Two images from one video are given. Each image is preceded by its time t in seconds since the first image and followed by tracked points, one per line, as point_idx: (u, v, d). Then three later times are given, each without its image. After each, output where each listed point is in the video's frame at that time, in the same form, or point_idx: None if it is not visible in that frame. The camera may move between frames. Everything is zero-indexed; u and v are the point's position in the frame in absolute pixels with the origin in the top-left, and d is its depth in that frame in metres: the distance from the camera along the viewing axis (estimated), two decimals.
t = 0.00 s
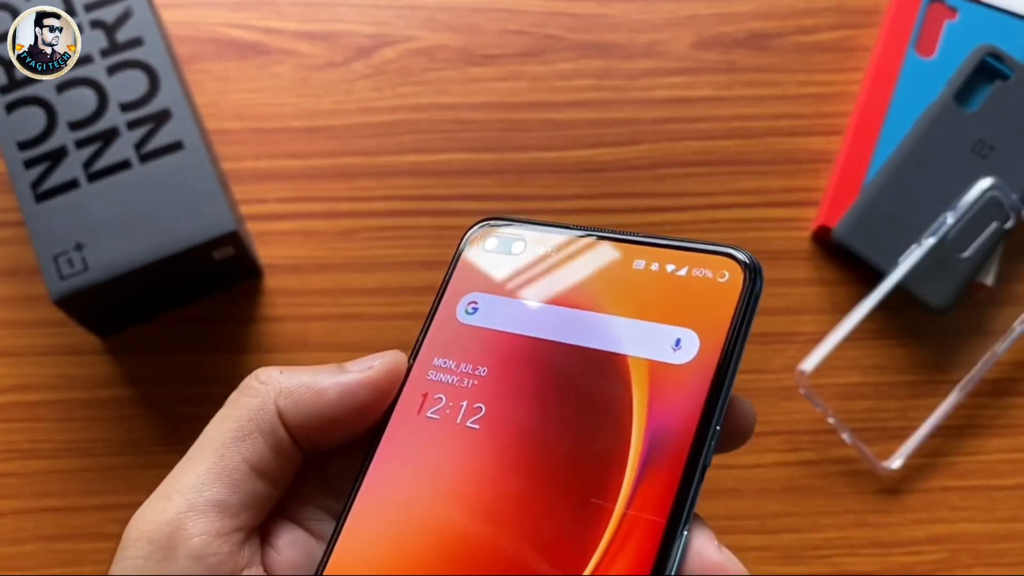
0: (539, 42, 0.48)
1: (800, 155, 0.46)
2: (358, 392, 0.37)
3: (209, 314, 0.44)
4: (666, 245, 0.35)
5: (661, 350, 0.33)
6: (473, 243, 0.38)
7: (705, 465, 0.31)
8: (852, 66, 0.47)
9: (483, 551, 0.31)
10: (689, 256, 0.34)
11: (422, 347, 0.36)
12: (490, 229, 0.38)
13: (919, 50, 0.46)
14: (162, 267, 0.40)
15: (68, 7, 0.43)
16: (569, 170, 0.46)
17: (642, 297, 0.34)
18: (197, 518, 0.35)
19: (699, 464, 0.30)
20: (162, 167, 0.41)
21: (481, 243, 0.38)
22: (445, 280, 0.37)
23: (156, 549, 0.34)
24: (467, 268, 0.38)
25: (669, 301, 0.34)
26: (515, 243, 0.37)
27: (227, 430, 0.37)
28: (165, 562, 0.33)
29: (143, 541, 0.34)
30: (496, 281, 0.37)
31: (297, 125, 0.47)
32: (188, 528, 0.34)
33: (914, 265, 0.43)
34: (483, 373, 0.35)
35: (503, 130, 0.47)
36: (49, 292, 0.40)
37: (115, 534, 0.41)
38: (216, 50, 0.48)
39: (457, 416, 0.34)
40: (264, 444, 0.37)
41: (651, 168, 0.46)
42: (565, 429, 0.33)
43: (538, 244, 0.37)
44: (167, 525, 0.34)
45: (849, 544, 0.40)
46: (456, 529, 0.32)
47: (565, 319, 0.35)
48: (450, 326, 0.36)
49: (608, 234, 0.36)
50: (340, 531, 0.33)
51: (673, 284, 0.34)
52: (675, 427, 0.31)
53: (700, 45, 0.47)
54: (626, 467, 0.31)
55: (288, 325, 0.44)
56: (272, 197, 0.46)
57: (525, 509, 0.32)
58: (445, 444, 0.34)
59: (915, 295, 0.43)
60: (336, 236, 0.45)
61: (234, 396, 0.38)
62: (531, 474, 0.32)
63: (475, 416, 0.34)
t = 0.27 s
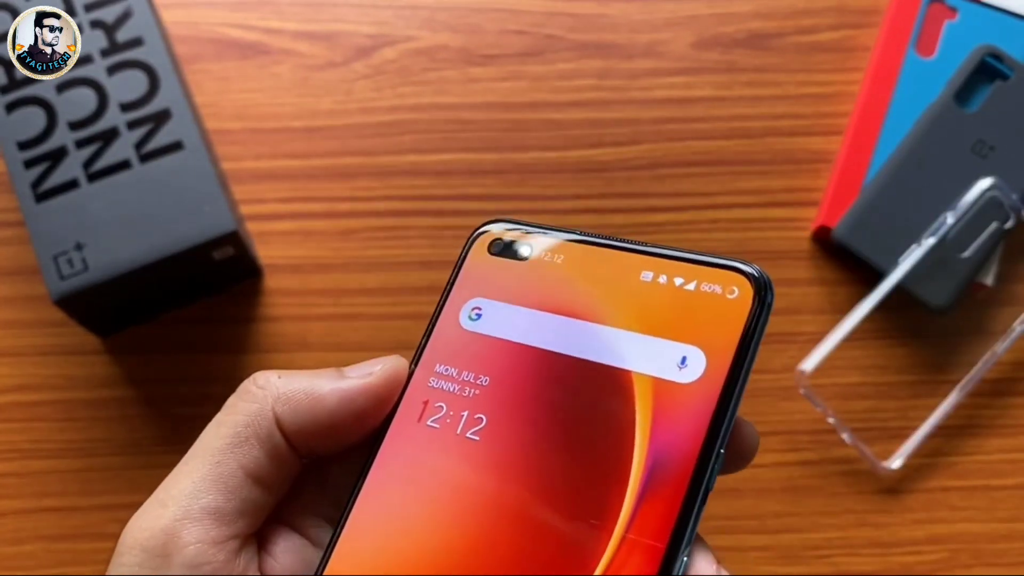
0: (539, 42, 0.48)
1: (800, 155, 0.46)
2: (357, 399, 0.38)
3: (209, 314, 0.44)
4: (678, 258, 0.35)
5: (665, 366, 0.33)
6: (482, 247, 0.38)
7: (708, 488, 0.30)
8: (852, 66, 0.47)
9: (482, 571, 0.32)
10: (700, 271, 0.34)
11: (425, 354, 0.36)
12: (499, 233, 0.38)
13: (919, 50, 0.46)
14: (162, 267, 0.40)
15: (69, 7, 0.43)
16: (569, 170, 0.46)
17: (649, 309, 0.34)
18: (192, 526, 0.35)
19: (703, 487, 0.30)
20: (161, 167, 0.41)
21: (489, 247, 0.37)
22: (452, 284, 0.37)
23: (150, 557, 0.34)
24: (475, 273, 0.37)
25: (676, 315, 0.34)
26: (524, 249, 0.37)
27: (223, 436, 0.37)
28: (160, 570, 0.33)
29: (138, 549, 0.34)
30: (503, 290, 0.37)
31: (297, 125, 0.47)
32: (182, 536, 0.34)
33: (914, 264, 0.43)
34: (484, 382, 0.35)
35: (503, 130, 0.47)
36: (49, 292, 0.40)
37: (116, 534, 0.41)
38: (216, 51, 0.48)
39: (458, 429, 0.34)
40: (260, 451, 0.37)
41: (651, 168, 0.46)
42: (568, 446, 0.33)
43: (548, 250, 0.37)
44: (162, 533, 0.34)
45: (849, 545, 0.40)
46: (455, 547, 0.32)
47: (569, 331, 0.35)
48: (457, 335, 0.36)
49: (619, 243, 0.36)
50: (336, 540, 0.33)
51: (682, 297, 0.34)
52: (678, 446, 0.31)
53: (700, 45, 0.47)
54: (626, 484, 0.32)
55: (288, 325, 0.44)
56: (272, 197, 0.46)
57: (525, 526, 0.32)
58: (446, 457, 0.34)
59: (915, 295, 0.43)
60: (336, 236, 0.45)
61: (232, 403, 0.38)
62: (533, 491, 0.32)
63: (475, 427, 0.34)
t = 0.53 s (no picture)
0: (539, 42, 0.48)
1: (800, 155, 0.46)
2: (358, 384, 0.37)
3: (209, 314, 0.44)
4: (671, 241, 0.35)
5: (654, 348, 0.33)
6: (480, 234, 0.37)
7: (692, 468, 0.30)
8: (852, 66, 0.47)
9: (470, 552, 0.32)
10: (691, 254, 0.34)
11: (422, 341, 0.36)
12: (498, 220, 0.38)
13: (919, 50, 0.46)
14: (162, 267, 0.40)
15: (68, 7, 0.43)
16: (569, 170, 0.46)
17: (639, 293, 0.34)
18: (197, 508, 0.35)
19: (686, 466, 0.30)
20: (162, 167, 0.41)
21: (488, 235, 0.37)
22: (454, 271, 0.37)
23: (156, 538, 0.34)
24: (472, 260, 0.37)
25: (667, 297, 0.34)
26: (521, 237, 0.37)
27: (228, 420, 0.37)
28: (166, 552, 0.34)
29: (144, 530, 0.34)
30: (498, 276, 0.37)
31: (297, 125, 0.47)
32: (187, 518, 0.34)
33: (914, 264, 0.43)
34: (480, 367, 0.35)
35: (503, 130, 0.47)
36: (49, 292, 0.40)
37: (116, 534, 0.41)
38: (215, 50, 0.48)
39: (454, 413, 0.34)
40: (264, 435, 0.37)
41: (651, 168, 0.46)
42: (557, 429, 0.33)
43: (544, 236, 0.37)
44: (167, 515, 0.34)
45: (849, 544, 0.40)
46: (444, 528, 0.32)
47: (562, 316, 0.35)
48: (452, 321, 0.36)
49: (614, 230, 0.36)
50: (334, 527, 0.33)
51: (672, 280, 0.34)
52: (664, 426, 0.31)
53: (700, 45, 0.47)
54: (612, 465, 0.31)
55: (288, 325, 0.44)
56: (272, 197, 0.46)
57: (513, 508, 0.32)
58: (438, 440, 0.34)
59: (915, 294, 0.43)
60: (336, 236, 0.45)
61: (236, 387, 0.38)
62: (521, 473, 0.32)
63: (470, 411, 0.34)
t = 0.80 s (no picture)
0: (539, 42, 0.48)
1: (800, 155, 0.46)
2: (359, 386, 0.37)
3: (209, 314, 0.44)
4: (674, 242, 0.34)
5: (657, 350, 0.33)
6: (483, 234, 0.38)
7: (695, 470, 0.30)
8: (852, 66, 0.47)
9: (472, 553, 0.32)
10: (692, 253, 0.34)
11: (425, 343, 0.36)
12: (501, 220, 0.38)
13: (919, 50, 0.46)
14: (162, 267, 0.40)
15: (68, 7, 0.43)
16: (569, 170, 0.46)
17: (642, 294, 0.34)
18: (197, 510, 0.35)
19: (689, 468, 0.30)
20: (162, 167, 0.41)
21: (490, 236, 0.37)
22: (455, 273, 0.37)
23: (156, 540, 0.34)
24: (474, 260, 0.37)
25: (670, 298, 0.33)
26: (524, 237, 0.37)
27: (228, 422, 0.37)
28: (166, 554, 0.34)
29: (144, 532, 0.34)
30: (501, 277, 0.37)
31: (297, 125, 0.47)
32: (188, 519, 0.34)
33: (914, 264, 0.43)
34: (482, 369, 0.35)
35: (503, 130, 0.47)
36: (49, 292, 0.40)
37: (116, 534, 0.41)
38: (215, 51, 0.48)
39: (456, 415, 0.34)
40: (264, 437, 0.37)
41: (651, 168, 0.46)
42: (559, 431, 0.33)
43: (547, 237, 0.37)
44: (167, 516, 0.34)
45: (849, 544, 0.40)
46: (447, 531, 0.32)
47: (566, 318, 0.35)
48: (455, 322, 0.36)
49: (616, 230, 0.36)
50: (336, 528, 0.33)
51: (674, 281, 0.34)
52: (666, 428, 0.31)
53: (700, 46, 0.47)
54: (615, 466, 0.31)
55: (288, 325, 0.44)
56: (272, 197, 0.46)
57: (516, 509, 0.32)
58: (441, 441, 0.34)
59: (915, 295, 0.43)
60: (336, 236, 0.45)
61: (236, 388, 0.38)
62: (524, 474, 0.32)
63: (472, 413, 0.34)
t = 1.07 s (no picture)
0: (539, 42, 0.48)
1: (799, 155, 0.46)
2: (358, 389, 0.37)
3: (209, 314, 0.44)
4: (685, 247, 0.34)
5: (672, 359, 0.33)
6: (483, 232, 0.37)
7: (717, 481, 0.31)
8: (852, 66, 0.47)
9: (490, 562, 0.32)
10: (705, 262, 0.34)
11: (429, 344, 0.36)
12: (500, 218, 0.37)
13: (919, 50, 0.46)
14: (163, 267, 0.40)
15: (68, 7, 0.43)
16: (569, 170, 0.46)
17: (652, 300, 0.34)
18: (200, 518, 0.35)
19: (711, 479, 0.30)
20: (162, 168, 0.41)
21: (491, 234, 0.37)
22: (454, 272, 0.37)
23: (160, 550, 0.34)
24: (476, 259, 0.37)
25: (682, 306, 0.34)
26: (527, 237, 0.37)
27: (227, 427, 0.37)
28: (170, 564, 0.34)
29: (147, 543, 0.34)
30: (505, 278, 0.36)
31: (297, 125, 0.47)
32: (191, 528, 0.34)
33: (913, 264, 0.43)
34: (490, 372, 0.35)
35: (503, 130, 0.47)
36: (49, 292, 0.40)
37: (117, 534, 0.41)
38: (215, 51, 0.48)
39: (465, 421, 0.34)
40: (265, 441, 0.37)
41: (651, 168, 0.46)
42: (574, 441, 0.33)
43: (551, 237, 0.36)
44: (170, 526, 0.34)
45: (849, 544, 0.40)
46: (460, 540, 0.32)
47: (575, 322, 0.35)
48: (459, 323, 0.36)
49: (622, 231, 0.36)
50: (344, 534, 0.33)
51: (687, 289, 0.34)
52: (686, 439, 0.31)
53: (701, 45, 0.47)
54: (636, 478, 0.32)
55: (288, 325, 0.44)
56: (272, 197, 0.46)
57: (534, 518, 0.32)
58: (453, 446, 0.34)
59: (915, 295, 0.43)
60: (336, 236, 0.45)
61: (234, 392, 0.38)
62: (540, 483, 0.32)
63: (481, 418, 0.34)
